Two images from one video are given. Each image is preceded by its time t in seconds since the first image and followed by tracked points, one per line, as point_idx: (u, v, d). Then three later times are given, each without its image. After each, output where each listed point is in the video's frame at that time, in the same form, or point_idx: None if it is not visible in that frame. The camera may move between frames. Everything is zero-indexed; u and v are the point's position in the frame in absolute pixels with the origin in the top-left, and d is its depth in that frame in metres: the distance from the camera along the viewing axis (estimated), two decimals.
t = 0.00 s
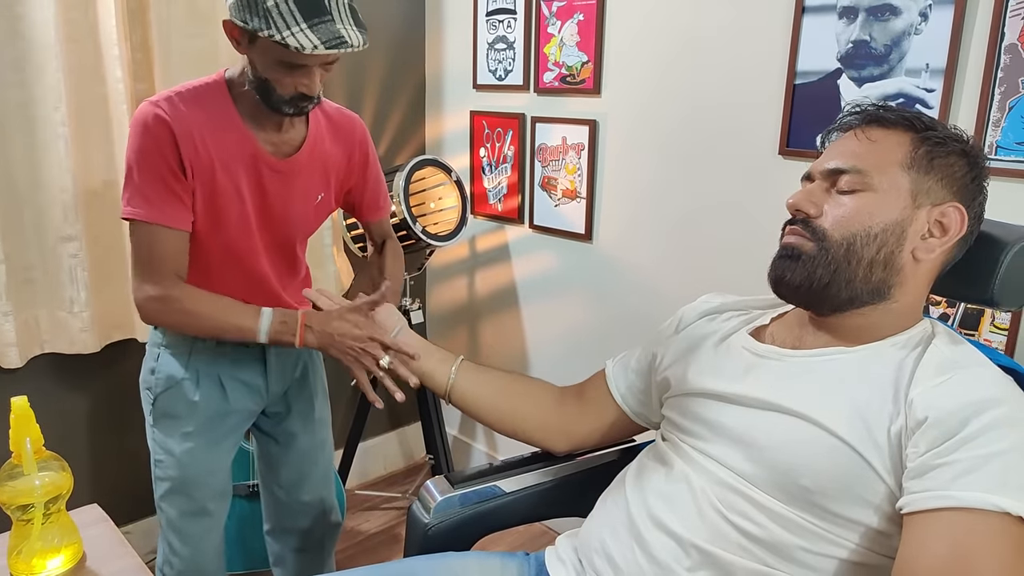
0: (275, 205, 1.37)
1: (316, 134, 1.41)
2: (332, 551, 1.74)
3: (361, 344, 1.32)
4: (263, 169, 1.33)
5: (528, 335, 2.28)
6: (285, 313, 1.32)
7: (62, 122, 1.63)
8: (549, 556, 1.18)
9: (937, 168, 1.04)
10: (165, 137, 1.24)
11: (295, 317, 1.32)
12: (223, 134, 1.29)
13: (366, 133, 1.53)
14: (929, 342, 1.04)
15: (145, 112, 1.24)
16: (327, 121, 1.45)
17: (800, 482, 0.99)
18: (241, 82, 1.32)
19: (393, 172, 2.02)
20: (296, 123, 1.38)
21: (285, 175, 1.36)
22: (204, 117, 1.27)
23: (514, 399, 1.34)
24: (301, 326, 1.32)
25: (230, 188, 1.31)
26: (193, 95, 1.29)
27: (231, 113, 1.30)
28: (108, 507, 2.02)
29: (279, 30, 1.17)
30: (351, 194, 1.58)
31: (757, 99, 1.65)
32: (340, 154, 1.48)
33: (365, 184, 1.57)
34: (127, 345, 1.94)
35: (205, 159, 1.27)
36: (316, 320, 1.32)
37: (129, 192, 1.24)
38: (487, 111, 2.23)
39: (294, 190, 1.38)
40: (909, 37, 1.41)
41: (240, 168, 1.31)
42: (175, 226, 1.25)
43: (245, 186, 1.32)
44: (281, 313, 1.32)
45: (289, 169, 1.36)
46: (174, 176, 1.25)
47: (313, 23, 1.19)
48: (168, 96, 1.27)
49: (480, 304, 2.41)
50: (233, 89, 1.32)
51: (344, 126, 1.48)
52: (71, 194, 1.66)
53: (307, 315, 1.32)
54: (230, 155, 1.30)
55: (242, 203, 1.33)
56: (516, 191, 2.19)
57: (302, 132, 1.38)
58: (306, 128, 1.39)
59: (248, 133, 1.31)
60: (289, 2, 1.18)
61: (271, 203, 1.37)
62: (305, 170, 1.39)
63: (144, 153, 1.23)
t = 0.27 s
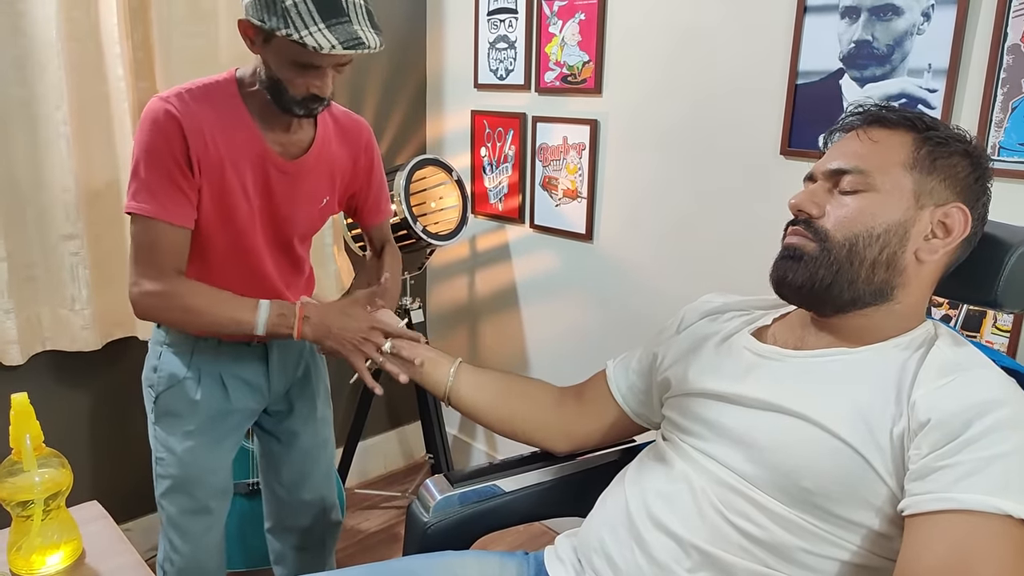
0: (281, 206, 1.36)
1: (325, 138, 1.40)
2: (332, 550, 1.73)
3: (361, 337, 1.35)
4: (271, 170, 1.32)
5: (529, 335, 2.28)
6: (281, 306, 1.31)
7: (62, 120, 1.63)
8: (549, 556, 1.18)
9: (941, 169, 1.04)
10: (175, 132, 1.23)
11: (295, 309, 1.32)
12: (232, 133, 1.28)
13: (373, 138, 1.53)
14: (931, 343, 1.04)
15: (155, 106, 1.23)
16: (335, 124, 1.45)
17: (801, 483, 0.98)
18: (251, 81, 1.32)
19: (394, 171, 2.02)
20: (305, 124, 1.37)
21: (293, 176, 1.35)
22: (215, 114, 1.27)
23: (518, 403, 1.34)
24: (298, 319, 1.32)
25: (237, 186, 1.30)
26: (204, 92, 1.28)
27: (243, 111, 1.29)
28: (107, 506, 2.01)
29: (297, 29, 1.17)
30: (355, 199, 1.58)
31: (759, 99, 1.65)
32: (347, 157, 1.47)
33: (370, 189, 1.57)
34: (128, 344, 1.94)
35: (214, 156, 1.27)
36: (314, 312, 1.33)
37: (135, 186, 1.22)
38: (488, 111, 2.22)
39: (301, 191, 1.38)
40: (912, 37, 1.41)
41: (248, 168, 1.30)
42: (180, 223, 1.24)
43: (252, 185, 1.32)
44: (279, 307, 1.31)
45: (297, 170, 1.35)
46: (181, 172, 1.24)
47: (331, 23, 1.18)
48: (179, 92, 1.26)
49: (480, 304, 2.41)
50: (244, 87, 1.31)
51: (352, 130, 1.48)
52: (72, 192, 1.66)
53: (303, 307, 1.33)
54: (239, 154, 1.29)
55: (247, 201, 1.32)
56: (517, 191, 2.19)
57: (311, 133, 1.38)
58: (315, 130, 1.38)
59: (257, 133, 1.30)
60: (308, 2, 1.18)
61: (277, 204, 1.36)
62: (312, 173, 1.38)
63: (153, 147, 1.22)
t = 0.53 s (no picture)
0: (285, 203, 1.36)
1: (333, 140, 1.40)
2: (329, 548, 1.73)
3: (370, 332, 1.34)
4: (278, 167, 1.32)
5: (529, 333, 2.27)
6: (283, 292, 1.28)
7: (63, 115, 1.62)
8: (547, 554, 1.17)
9: (944, 166, 1.03)
10: (186, 125, 1.22)
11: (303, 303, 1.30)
12: (242, 129, 1.27)
13: (378, 142, 1.52)
14: (932, 341, 1.03)
15: (168, 97, 1.23)
16: (342, 127, 1.44)
17: (800, 481, 0.98)
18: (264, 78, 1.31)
19: (395, 167, 2.01)
20: (312, 124, 1.36)
21: (300, 175, 1.35)
22: (227, 109, 1.26)
23: (517, 403, 1.34)
24: (307, 313, 1.29)
25: (243, 182, 1.30)
26: (216, 86, 1.27)
27: (255, 108, 1.29)
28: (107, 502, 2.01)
29: (325, 27, 1.16)
30: (358, 200, 1.57)
31: (761, 96, 1.64)
32: (352, 159, 1.47)
33: (374, 191, 1.56)
34: (128, 340, 1.94)
35: (222, 151, 1.26)
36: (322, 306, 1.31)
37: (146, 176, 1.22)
38: (489, 108, 2.22)
39: (306, 190, 1.37)
40: (915, 34, 1.40)
41: (255, 164, 1.30)
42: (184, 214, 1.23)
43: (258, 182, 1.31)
44: (287, 301, 1.29)
45: (304, 169, 1.35)
46: (189, 164, 1.23)
47: (359, 24, 1.18)
48: (192, 84, 1.25)
49: (480, 301, 2.41)
50: (257, 82, 1.30)
51: (359, 133, 1.48)
52: (72, 187, 1.65)
53: (313, 303, 1.31)
54: (248, 150, 1.28)
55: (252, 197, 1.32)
56: (518, 188, 2.18)
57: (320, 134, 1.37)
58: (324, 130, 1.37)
59: (268, 131, 1.30)
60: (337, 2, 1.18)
61: (282, 201, 1.35)
62: (319, 172, 1.38)
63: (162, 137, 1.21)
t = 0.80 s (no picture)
0: (290, 202, 1.35)
1: (338, 141, 1.40)
2: (330, 548, 1.74)
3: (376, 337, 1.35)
4: (286, 165, 1.31)
5: (530, 331, 2.27)
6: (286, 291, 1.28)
7: (61, 115, 1.62)
8: (550, 552, 1.17)
9: (944, 161, 1.03)
10: (198, 120, 1.21)
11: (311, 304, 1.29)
12: (252, 126, 1.27)
13: (382, 146, 1.52)
14: (933, 337, 1.03)
15: (180, 92, 1.22)
16: (346, 129, 1.44)
17: (802, 479, 0.97)
18: (274, 78, 1.31)
19: (395, 166, 2.01)
20: (318, 122, 1.36)
21: (306, 174, 1.34)
22: (237, 106, 1.25)
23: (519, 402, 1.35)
24: (314, 315, 1.29)
25: (250, 179, 1.29)
26: (228, 82, 1.26)
27: (265, 106, 1.28)
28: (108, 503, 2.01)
29: (354, 25, 1.16)
30: (361, 203, 1.57)
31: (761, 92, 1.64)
32: (356, 160, 1.47)
33: (377, 194, 1.56)
34: (128, 340, 1.94)
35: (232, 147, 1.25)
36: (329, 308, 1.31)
37: (158, 170, 1.20)
38: (489, 106, 2.21)
39: (310, 189, 1.37)
40: (915, 29, 1.39)
41: (263, 162, 1.29)
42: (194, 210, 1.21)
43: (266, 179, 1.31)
44: (293, 303, 1.28)
45: (310, 168, 1.35)
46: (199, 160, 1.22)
47: (386, 23, 1.19)
48: (203, 80, 1.25)
49: (481, 300, 2.40)
50: (267, 80, 1.30)
51: (363, 136, 1.48)
52: (71, 188, 1.65)
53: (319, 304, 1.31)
54: (257, 148, 1.28)
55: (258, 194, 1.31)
56: (518, 186, 2.18)
57: (325, 134, 1.37)
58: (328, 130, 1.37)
59: (276, 129, 1.29)
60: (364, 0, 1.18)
61: (287, 200, 1.35)
62: (323, 172, 1.38)
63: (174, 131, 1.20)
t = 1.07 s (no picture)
0: (291, 204, 1.35)
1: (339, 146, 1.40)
2: (325, 550, 1.74)
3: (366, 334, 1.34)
4: (289, 168, 1.31)
5: (527, 332, 2.27)
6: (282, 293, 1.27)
7: (54, 117, 1.61)
8: (547, 555, 1.17)
9: (940, 162, 1.03)
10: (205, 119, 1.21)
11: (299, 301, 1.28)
12: (258, 127, 1.26)
13: (380, 154, 1.52)
14: (930, 338, 1.03)
15: (187, 90, 1.21)
16: (348, 135, 1.44)
17: (799, 481, 0.97)
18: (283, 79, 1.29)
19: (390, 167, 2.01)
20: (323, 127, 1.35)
21: (308, 177, 1.34)
22: (245, 107, 1.25)
23: (516, 403, 1.34)
24: (302, 311, 1.28)
25: (253, 179, 1.28)
26: (235, 82, 1.26)
27: (272, 107, 1.28)
28: (104, 505, 2.01)
29: (375, 29, 1.16)
30: (358, 209, 1.57)
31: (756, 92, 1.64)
32: (355, 166, 1.47)
33: (375, 202, 1.56)
34: (123, 343, 1.93)
35: (237, 147, 1.25)
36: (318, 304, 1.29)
37: (157, 164, 1.19)
38: (484, 106, 2.21)
39: (311, 192, 1.37)
40: (909, 29, 1.39)
41: (267, 163, 1.29)
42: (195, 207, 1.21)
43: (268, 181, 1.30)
44: (282, 298, 1.27)
45: (313, 172, 1.34)
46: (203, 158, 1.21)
47: (407, 28, 1.18)
48: (212, 79, 1.24)
49: (478, 300, 2.40)
50: (275, 82, 1.30)
51: (364, 143, 1.48)
52: (64, 190, 1.65)
53: (308, 300, 1.29)
54: (262, 149, 1.27)
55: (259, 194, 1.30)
56: (514, 186, 2.18)
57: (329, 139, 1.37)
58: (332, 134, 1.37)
59: (283, 131, 1.29)
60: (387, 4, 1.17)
61: (288, 202, 1.35)
62: (324, 176, 1.38)
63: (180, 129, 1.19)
